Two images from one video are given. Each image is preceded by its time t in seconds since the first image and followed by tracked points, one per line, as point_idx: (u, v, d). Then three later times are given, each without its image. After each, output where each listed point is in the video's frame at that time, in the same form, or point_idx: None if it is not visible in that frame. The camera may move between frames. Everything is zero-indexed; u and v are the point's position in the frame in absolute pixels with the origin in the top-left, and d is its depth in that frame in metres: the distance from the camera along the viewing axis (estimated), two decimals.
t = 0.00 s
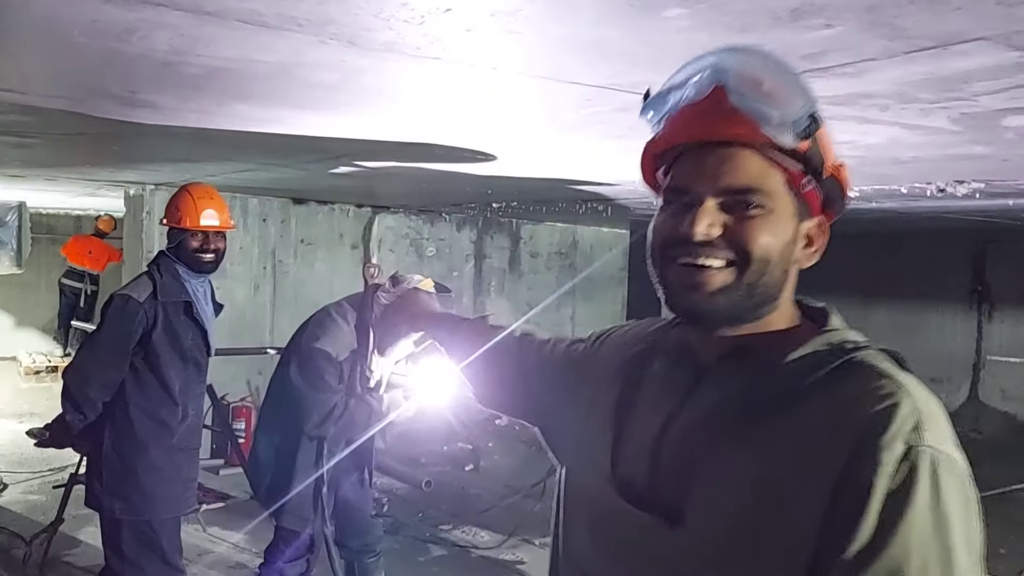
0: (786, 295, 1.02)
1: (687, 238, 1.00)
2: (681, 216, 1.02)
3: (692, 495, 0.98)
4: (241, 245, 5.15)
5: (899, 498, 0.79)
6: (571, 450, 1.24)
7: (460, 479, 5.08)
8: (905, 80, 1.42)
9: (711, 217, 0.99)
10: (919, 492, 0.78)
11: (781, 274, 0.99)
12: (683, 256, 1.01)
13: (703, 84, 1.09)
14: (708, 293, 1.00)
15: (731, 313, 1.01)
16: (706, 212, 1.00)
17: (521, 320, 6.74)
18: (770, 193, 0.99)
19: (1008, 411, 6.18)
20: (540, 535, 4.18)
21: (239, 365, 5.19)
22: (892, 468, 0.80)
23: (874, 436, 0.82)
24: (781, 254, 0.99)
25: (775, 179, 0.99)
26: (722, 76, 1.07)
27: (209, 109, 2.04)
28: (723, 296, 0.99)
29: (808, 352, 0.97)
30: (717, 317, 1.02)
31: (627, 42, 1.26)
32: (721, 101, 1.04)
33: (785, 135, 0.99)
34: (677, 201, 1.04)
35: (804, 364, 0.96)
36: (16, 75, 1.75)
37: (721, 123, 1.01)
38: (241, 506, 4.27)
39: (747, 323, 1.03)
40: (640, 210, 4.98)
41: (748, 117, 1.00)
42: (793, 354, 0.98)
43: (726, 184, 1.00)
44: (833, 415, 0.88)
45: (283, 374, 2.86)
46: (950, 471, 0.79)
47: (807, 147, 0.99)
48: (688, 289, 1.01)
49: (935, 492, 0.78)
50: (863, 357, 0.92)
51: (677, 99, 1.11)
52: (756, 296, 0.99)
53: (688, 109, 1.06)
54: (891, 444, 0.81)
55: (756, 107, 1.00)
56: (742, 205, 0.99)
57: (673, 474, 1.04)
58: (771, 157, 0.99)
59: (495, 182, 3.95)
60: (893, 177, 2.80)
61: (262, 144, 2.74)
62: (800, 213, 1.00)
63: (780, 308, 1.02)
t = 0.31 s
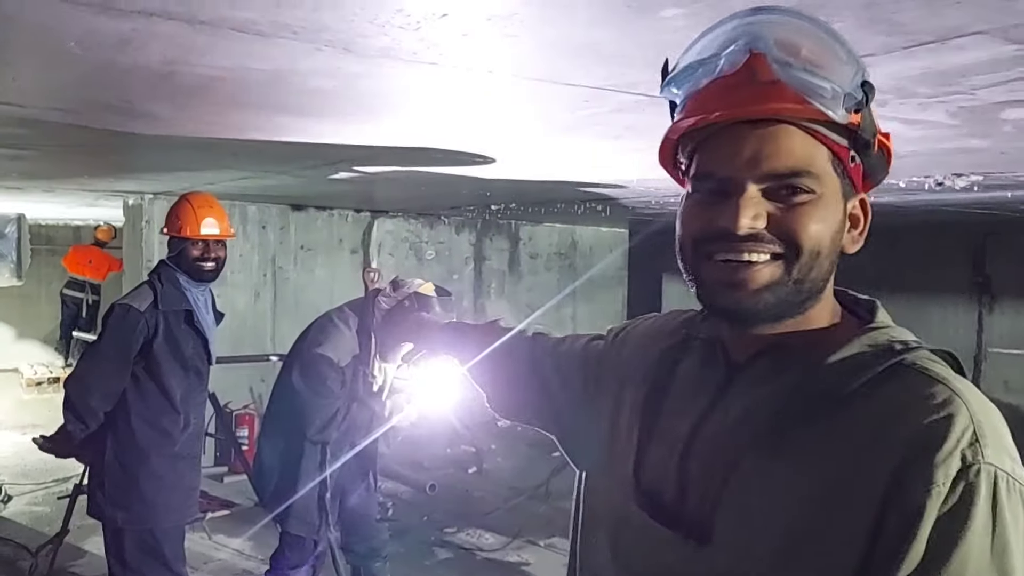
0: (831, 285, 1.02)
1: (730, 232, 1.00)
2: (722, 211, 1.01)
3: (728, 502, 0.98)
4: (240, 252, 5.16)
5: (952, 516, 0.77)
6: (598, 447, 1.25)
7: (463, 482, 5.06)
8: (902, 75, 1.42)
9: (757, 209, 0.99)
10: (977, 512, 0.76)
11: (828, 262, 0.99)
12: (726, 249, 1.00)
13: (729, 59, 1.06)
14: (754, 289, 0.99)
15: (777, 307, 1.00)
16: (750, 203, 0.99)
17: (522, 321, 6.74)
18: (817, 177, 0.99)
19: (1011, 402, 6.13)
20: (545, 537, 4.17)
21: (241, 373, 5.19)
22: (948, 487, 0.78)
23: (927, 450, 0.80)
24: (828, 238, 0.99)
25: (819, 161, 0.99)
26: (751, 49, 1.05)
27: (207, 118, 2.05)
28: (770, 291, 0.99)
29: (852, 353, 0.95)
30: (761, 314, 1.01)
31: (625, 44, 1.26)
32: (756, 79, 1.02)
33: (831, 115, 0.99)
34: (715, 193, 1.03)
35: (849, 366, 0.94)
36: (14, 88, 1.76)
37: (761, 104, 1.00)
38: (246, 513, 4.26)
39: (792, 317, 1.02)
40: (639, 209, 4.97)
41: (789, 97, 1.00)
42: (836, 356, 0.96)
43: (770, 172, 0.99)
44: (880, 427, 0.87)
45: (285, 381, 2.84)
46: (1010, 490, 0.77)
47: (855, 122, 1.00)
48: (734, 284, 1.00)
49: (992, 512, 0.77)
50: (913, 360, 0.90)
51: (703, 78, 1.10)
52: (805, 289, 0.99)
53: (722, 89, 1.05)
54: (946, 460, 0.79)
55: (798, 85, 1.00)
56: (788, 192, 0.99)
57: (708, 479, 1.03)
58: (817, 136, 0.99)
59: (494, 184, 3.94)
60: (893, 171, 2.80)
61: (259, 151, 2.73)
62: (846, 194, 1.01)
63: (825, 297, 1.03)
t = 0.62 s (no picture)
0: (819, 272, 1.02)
1: (717, 239, 0.98)
2: (702, 218, 0.99)
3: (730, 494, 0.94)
4: (238, 255, 5.13)
5: (964, 495, 0.77)
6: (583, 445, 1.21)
7: (463, 483, 5.06)
8: (899, 71, 1.42)
9: (737, 212, 0.97)
10: (985, 489, 0.77)
11: (815, 248, 0.99)
12: (713, 257, 0.98)
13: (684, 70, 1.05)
14: (751, 291, 0.98)
15: (773, 303, 0.99)
16: (730, 207, 0.97)
17: (520, 321, 6.74)
18: (792, 167, 0.97)
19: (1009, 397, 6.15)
20: (546, 536, 4.18)
21: (239, 375, 5.17)
22: (959, 465, 0.78)
23: (937, 430, 0.80)
24: (811, 224, 0.98)
25: (790, 151, 0.98)
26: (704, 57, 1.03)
27: (203, 119, 2.04)
28: (768, 289, 0.98)
29: (850, 339, 0.94)
30: (756, 313, 1.00)
31: (622, 41, 1.26)
32: (716, 84, 1.00)
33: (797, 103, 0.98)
34: (693, 201, 1.01)
35: (847, 350, 0.93)
36: (10, 91, 1.75)
37: (725, 107, 0.97)
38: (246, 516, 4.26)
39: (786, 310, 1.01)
40: (637, 207, 4.97)
41: (750, 95, 0.97)
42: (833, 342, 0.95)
43: (746, 172, 0.97)
44: (885, 410, 0.85)
45: (285, 385, 2.83)
46: (1015, 466, 0.78)
47: (819, 107, 0.99)
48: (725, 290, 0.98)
49: (999, 488, 0.77)
50: (913, 344, 0.90)
51: (662, 91, 1.07)
52: (796, 281, 0.98)
53: (684, 101, 1.02)
54: (957, 440, 0.79)
55: (758, 84, 0.98)
56: (764, 188, 0.97)
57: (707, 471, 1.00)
58: (785, 127, 0.97)
59: (491, 184, 3.94)
60: (890, 167, 2.80)
61: (256, 152, 2.73)
62: (818, 178, 1.00)
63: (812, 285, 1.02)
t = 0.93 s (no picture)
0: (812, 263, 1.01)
1: (706, 231, 0.97)
2: (691, 213, 0.99)
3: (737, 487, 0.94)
4: (237, 253, 5.11)
5: (970, 480, 0.77)
6: (586, 441, 1.20)
7: (463, 481, 5.06)
8: (901, 66, 1.42)
9: (724, 203, 0.96)
10: (990, 473, 0.77)
11: (806, 236, 0.98)
12: (703, 250, 0.98)
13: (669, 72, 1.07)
14: (742, 280, 0.97)
15: (768, 293, 0.98)
16: (718, 200, 0.96)
17: (519, 319, 6.73)
18: (778, 158, 0.96)
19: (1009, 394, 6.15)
20: (546, 534, 4.18)
21: (238, 374, 5.16)
22: (964, 449, 0.78)
23: (941, 416, 0.80)
24: (801, 214, 0.97)
25: (775, 143, 0.97)
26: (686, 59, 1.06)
27: (202, 116, 2.03)
28: (761, 278, 0.97)
29: (849, 328, 0.94)
30: (751, 304, 0.99)
31: (623, 36, 1.26)
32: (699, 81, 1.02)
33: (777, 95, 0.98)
34: (682, 196, 1.01)
35: (847, 339, 0.93)
36: (10, 88, 1.75)
37: (708, 103, 0.98)
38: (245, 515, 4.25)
39: (779, 301, 1.00)
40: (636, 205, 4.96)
41: (731, 91, 0.98)
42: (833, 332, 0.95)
43: (732, 164, 0.96)
44: (889, 398, 0.85)
45: (287, 385, 2.81)
46: (1017, 450, 0.78)
47: (801, 98, 0.99)
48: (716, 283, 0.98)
49: (1002, 474, 0.77)
50: (914, 333, 0.90)
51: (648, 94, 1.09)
52: (789, 270, 0.97)
53: (668, 101, 1.04)
54: (960, 425, 0.79)
55: (739, 80, 0.99)
56: (751, 180, 0.96)
57: (714, 462, 0.99)
58: (768, 120, 0.98)
59: (491, 182, 3.94)
60: (890, 164, 2.80)
61: (255, 150, 2.72)
62: (807, 169, 0.99)
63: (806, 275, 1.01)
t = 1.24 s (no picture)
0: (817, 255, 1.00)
1: (714, 221, 0.97)
2: (700, 201, 0.98)
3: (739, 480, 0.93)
4: (235, 252, 5.10)
5: (968, 468, 0.76)
6: (594, 436, 1.20)
7: (461, 479, 5.06)
8: (904, 62, 1.41)
9: (734, 193, 0.96)
10: (990, 459, 0.75)
11: (813, 231, 0.97)
12: (711, 239, 0.97)
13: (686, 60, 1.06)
14: (746, 270, 0.96)
15: (773, 285, 0.97)
16: (727, 189, 0.96)
17: (519, 318, 6.73)
18: (789, 151, 0.95)
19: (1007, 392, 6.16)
20: (545, 532, 4.17)
21: (236, 373, 5.15)
22: (963, 437, 0.76)
23: (940, 404, 0.79)
24: (810, 209, 0.96)
25: (788, 136, 0.96)
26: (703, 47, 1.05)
27: (201, 114, 2.02)
28: (763, 269, 0.96)
29: (852, 318, 0.93)
30: (756, 294, 0.98)
31: (626, 30, 1.25)
32: (714, 72, 1.01)
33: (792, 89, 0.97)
34: (691, 184, 1.00)
35: (851, 330, 0.92)
36: (7, 85, 1.73)
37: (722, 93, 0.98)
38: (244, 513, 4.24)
39: (783, 293, 1.00)
40: (635, 204, 4.96)
41: (746, 83, 0.98)
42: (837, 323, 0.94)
43: (741, 154, 0.96)
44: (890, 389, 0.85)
45: (286, 380, 2.81)
46: (1019, 438, 0.76)
47: (815, 94, 0.98)
48: (722, 272, 0.97)
49: (1004, 459, 0.76)
50: (916, 322, 0.89)
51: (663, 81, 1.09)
52: (795, 263, 0.96)
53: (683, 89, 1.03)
54: (960, 412, 0.77)
55: (754, 72, 0.98)
56: (761, 171, 0.96)
57: (718, 455, 0.99)
58: (782, 113, 0.97)
59: (490, 181, 3.93)
60: (890, 162, 2.80)
61: (254, 148, 2.71)
62: (819, 164, 0.98)
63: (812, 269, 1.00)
